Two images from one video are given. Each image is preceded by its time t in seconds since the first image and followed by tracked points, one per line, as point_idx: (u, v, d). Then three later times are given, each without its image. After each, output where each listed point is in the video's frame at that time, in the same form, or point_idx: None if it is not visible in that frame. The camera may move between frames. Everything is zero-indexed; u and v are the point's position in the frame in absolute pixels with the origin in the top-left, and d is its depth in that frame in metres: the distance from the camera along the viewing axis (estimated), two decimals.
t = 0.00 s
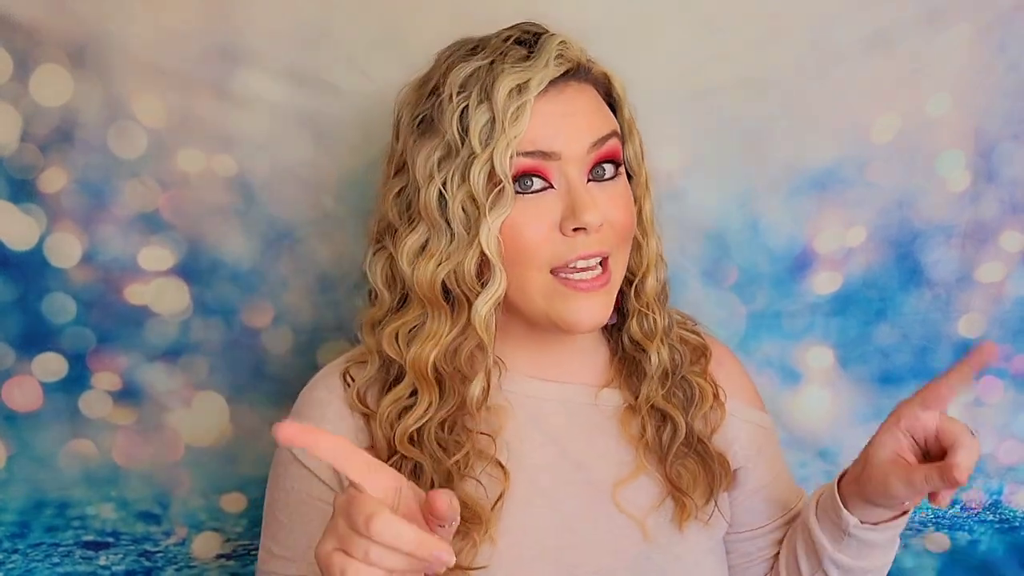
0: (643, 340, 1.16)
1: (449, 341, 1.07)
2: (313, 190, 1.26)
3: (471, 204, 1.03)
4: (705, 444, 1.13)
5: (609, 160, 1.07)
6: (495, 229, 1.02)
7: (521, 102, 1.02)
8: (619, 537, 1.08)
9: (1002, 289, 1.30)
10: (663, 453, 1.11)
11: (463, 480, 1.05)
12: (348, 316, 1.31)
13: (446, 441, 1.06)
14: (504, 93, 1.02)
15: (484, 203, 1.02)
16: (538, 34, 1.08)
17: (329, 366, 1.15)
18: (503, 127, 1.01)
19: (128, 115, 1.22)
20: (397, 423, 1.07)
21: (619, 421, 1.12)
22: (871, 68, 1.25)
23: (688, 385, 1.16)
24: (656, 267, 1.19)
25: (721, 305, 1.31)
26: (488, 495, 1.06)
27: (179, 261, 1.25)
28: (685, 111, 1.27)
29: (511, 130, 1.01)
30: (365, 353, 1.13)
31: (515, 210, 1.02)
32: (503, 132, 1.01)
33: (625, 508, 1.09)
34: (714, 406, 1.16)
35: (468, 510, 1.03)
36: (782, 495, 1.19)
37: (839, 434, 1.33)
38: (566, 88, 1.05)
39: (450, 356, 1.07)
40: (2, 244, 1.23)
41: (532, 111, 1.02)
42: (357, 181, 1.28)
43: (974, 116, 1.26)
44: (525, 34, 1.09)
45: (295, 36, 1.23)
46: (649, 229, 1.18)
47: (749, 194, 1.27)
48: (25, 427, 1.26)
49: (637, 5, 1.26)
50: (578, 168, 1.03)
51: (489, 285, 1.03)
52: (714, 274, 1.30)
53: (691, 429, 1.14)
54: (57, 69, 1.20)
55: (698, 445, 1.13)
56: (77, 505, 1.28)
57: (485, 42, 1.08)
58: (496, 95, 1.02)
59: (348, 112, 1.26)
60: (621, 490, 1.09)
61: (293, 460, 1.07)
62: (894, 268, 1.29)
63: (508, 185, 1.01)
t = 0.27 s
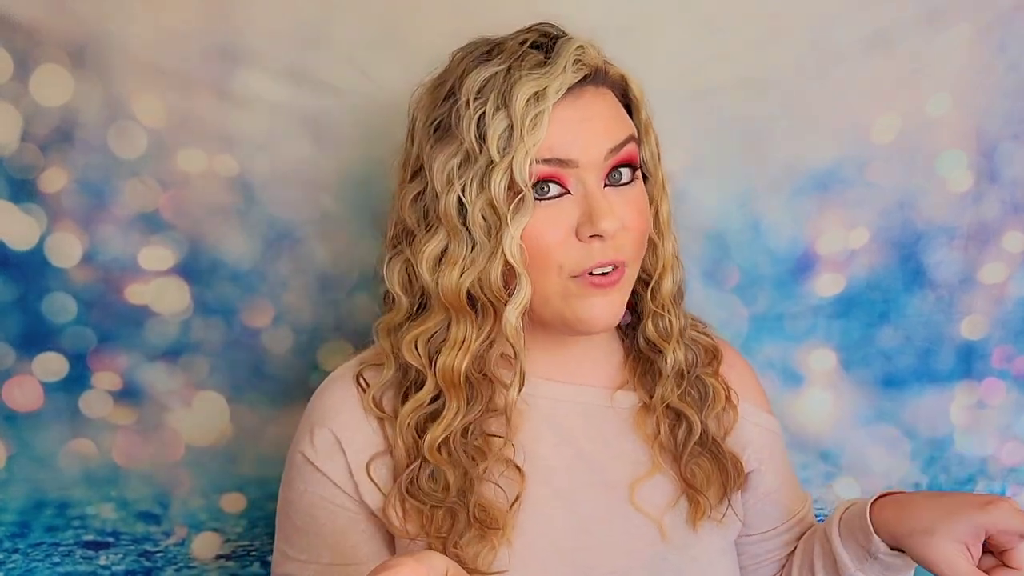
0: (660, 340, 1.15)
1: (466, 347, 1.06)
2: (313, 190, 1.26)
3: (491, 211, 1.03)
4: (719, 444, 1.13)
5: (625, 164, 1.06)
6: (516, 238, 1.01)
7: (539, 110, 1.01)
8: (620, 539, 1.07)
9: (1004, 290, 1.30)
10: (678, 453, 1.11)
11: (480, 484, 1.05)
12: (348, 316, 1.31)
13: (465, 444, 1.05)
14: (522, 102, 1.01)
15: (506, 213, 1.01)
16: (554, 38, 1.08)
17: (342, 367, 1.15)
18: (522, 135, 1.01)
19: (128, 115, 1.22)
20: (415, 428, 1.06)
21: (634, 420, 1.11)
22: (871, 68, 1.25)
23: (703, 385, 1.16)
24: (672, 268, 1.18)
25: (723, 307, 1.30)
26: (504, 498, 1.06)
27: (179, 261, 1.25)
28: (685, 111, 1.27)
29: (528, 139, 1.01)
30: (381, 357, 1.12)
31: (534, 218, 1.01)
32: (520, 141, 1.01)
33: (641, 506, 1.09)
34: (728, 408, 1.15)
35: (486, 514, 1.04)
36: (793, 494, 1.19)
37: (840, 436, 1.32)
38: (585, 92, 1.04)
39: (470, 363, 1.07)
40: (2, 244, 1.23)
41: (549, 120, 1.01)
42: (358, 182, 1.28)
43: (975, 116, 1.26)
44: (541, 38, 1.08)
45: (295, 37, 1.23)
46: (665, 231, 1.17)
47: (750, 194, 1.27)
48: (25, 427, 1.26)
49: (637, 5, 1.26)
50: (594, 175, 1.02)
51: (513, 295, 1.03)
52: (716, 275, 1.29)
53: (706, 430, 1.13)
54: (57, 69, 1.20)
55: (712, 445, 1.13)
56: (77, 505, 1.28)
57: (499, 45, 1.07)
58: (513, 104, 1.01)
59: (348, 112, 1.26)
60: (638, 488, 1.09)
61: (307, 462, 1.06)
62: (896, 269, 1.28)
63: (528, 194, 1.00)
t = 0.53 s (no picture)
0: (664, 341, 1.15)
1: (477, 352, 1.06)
2: (313, 190, 1.26)
3: (499, 215, 1.02)
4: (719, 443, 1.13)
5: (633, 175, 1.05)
6: (523, 245, 1.01)
7: (551, 117, 1.00)
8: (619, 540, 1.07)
9: (1004, 290, 1.30)
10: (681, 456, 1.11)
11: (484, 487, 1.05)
12: (347, 317, 1.30)
13: (469, 447, 1.05)
14: (533, 108, 1.01)
15: (514, 220, 1.01)
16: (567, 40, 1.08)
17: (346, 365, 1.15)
18: (533, 142, 1.00)
19: (128, 115, 1.22)
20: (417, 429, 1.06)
21: (636, 422, 1.11)
22: (871, 68, 1.25)
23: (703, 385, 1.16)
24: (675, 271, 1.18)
25: (722, 308, 1.31)
26: (507, 501, 1.05)
27: (179, 262, 1.25)
28: (686, 111, 1.27)
29: (539, 147, 1.00)
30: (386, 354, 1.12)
31: (542, 224, 1.01)
32: (531, 148, 1.00)
33: (645, 508, 1.08)
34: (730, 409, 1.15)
35: (488, 519, 1.03)
36: (794, 493, 1.19)
37: (841, 436, 1.32)
38: (593, 95, 1.04)
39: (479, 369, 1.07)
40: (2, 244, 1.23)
41: (560, 127, 1.01)
42: (358, 183, 1.27)
43: (974, 116, 1.26)
44: (554, 41, 1.08)
45: (295, 37, 1.23)
46: (667, 234, 1.16)
47: (749, 194, 1.27)
48: (24, 428, 1.26)
49: (637, 5, 1.26)
50: (602, 181, 1.01)
51: (519, 299, 1.03)
52: (715, 275, 1.29)
53: (708, 433, 1.13)
54: (57, 69, 1.20)
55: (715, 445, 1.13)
56: (77, 506, 1.28)
57: (509, 48, 1.07)
58: (525, 110, 1.01)
59: (348, 112, 1.25)
60: (641, 490, 1.09)
61: (309, 463, 1.07)
62: (896, 269, 1.28)
63: (537, 200, 1.00)
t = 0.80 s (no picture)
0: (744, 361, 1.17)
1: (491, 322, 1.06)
2: (313, 190, 1.26)
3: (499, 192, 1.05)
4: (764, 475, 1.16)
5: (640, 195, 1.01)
6: (514, 218, 1.02)
7: (554, 104, 1.01)
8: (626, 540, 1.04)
9: (1003, 290, 1.30)
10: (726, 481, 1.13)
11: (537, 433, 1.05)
12: (347, 317, 1.30)
13: (525, 400, 1.06)
14: (541, 92, 1.02)
15: (506, 193, 1.03)
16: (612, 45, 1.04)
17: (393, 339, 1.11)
18: (534, 122, 1.01)
19: (128, 115, 1.22)
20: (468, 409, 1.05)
21: (673, 435, 1.11)
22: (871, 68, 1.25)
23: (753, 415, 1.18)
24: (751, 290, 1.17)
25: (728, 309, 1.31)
26: (554, 454, 1.05)
27: (179, 262, 1.25)
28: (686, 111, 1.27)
29: (537, 132, 1.01)
30: (408, 340, 1.09)
31: (534, 205, 1.02)
32: (530, 132, 1.01)
33: (683, 513, 1.08)
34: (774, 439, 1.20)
35: (541, 469, 1.04)
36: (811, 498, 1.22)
37: (841, 436, 1.32)
38: (611, 104, 1.01)
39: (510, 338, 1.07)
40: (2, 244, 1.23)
41: (563, 113, 1.00)
42: (357, 182, 1.27)
43: (975, 116, 1.26)
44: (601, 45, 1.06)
45: (295, 36, 1.23)
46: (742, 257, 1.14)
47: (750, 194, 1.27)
48: (24, 427, 1.26)
49: (638, 5, 1.26)
50: (594, 191, 0.99)
51: (516, 267, 1.03)
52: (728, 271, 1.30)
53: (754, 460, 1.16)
54: (56, 69, 1.20)
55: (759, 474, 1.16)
56: (77, 505, 1.28)
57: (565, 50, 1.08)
58: (534, 97, 1.02)
59: (348, 111, 1.25)
60: (682, 496, 1.09)
61: (362, 434, 1.02)
62: (896, 268, 1.28)
63: (526, 175, 1.01)
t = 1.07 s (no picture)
0: (693, 370, 1.13)
1: (469, 326, 1.07)
2: (312, 190, 1.26)
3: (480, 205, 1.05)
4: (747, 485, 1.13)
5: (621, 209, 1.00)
6: (494, 235, 1.02)
7: (532, 119, 1.00)
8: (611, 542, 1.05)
9: (1003, 290, 1.30)
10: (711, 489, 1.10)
11: (518, 430, 1.05)
12: (347, 317, 1.30)
13: (505, 398, 1.06)
14: (521, 107, 1.01)
15: (488, 207, 1.03)
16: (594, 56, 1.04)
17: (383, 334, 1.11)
18: (514, 137, 1.01)
19: (129, 115, 1.22)
20: (445, 408, 1.05)
21: (657, 437, 1.10)
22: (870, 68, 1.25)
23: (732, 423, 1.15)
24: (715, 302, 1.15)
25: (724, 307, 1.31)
26: (533, 451, 1.05)
27: (179, 262, 1.25)
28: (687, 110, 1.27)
29: (517, 147, 1.00)
30: (396, 332, 1.10)
31: (515, 218, 1.02)
32: (510, 147, 1.01)
33: (661, 513, 1.07)
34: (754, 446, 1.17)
35: (520, 466, 1.03)
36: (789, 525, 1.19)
37: (841, 436, 1.32)
38: (590, 120, 1.00)
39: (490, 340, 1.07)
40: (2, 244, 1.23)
41: (541, 129, 1.00)
42: (357, 182, 1.27)
43: (974, 116, 1.26)
44: (584, 54, 1.05)
45: (295, 36, 1.23)
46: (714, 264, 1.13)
47: (750, 193, 1.27)
48: (24, 427, 1.26)
49: (638, 5, 1.26)
50: (574, 207, 0.99)
51: (493, 278, 1.04)
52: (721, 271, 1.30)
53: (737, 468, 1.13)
54: (56, 69, 1.20)
55: (742, 484, 1.13)
56: (77, 505, 1.28)
57: (545, 58, 1.07)
58: (513, 111, 1.02)
59: (348, 111, 1.25)
60: (661, 497, 1.08)
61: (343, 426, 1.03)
62: (896, 268, 1.28)
63: (507, 190, 1.01)
